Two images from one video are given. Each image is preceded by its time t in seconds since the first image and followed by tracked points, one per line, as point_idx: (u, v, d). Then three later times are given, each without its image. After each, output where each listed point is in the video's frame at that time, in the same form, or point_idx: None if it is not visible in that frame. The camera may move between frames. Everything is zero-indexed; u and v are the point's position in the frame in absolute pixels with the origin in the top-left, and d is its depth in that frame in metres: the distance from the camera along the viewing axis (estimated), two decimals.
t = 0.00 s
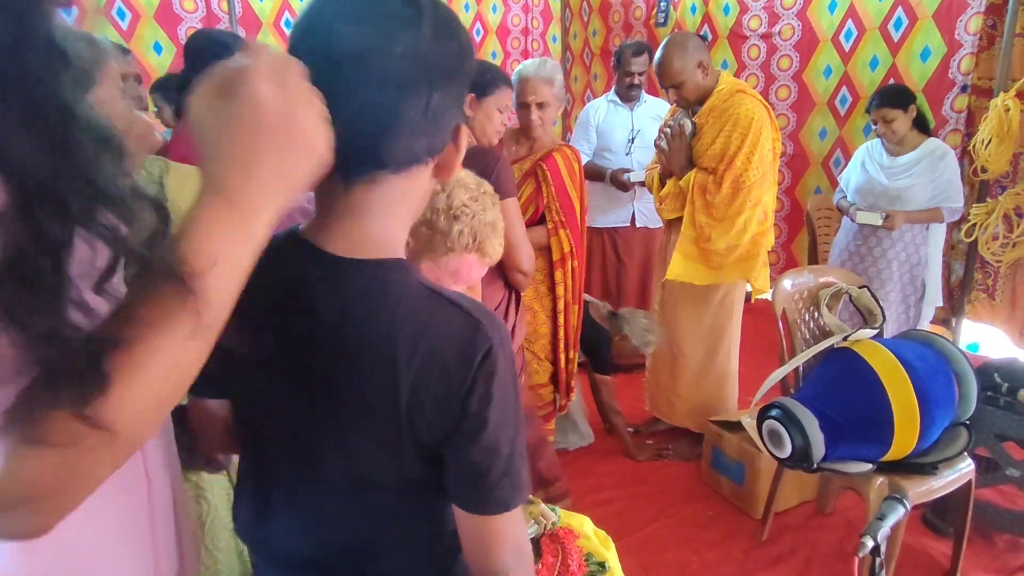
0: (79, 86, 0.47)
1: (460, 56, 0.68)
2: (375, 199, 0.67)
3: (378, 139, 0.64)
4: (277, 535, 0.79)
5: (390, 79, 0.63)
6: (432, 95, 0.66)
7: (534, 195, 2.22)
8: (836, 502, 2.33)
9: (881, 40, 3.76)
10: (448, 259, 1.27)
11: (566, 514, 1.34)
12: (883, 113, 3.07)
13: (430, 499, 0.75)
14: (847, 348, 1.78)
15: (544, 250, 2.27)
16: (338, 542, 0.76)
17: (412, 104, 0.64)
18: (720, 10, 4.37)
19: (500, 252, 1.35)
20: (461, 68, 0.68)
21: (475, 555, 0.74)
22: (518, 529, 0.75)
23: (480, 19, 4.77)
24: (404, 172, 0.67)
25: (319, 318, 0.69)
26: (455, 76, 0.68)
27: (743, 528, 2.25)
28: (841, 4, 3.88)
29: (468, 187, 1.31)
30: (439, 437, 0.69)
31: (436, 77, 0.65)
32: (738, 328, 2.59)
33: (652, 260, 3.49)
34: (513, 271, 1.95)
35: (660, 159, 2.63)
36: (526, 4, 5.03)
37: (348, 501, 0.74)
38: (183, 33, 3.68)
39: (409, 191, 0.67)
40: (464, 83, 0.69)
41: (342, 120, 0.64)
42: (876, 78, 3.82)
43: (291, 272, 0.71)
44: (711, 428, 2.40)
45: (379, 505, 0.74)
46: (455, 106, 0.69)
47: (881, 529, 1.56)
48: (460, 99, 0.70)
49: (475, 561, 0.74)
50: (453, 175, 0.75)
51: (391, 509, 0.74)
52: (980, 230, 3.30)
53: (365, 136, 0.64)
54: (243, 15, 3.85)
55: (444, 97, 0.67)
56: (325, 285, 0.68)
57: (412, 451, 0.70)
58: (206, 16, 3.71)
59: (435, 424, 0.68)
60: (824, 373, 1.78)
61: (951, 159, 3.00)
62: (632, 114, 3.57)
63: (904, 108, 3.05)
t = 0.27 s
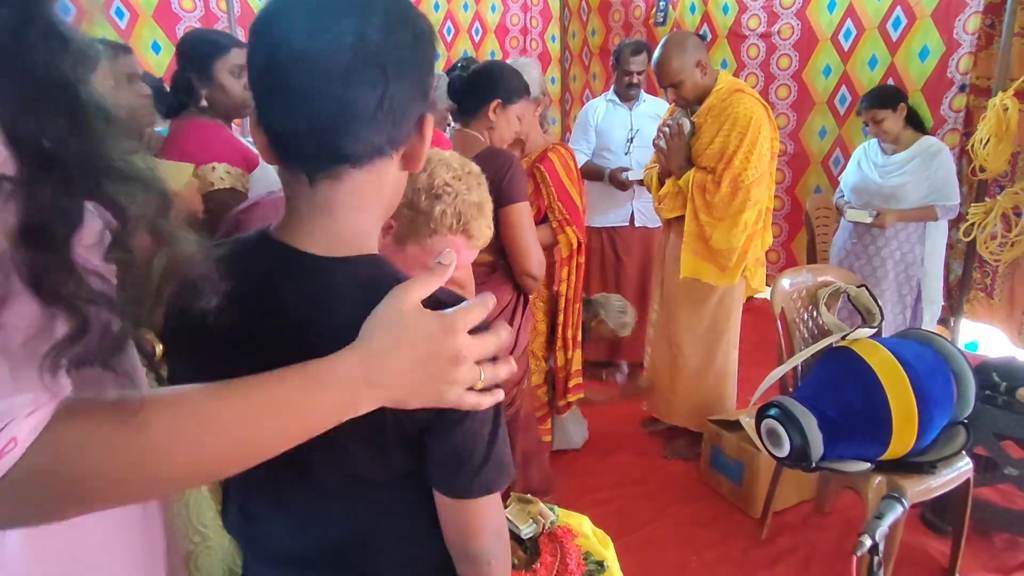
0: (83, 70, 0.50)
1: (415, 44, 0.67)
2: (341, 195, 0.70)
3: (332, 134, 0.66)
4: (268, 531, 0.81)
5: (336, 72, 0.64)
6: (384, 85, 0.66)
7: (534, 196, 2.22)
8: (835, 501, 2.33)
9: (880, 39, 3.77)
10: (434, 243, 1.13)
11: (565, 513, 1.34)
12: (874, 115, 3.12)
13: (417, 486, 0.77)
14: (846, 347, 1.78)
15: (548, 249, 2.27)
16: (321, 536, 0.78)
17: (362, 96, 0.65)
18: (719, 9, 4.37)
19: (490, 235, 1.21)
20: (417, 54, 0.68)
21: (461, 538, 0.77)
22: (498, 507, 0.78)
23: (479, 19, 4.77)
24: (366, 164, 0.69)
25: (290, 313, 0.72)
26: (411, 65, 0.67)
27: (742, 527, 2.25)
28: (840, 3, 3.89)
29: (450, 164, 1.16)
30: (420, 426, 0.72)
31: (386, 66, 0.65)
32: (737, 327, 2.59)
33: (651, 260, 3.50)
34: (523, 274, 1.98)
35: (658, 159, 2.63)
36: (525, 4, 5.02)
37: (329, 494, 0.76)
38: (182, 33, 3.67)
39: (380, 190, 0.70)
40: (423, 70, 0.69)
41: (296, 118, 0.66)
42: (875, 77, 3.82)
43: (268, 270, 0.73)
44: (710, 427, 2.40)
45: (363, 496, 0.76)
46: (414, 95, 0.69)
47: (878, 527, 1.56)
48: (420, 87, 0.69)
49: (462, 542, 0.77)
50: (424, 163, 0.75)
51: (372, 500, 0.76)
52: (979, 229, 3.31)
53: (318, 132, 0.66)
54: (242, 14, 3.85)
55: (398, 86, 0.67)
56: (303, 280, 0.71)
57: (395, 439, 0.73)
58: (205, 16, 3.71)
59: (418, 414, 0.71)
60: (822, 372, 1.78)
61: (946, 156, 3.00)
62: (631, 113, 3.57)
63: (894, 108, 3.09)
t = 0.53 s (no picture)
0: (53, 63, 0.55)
1: (399, 44, 0.67)
2: (324, 190, 0.70)
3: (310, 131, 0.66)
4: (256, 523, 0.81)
5: (316, 70, 0.64)
6: (365, 85, 0.66)
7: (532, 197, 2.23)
8: (834, 500, 2.33)
9: (879, 39, 3.77)
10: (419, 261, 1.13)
11: (564, 512, 1.34)
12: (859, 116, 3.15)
13: (405, 477, 0.77)
14: (844, 346, 1.78)
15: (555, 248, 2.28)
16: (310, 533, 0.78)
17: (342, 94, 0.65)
18: (719, 9, 4.37)
19: (475, 256, 1.21)
20: (401, 55, 0.68)
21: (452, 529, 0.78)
22: (492, 499, 0.79)
23: (478, 18, 4.77)
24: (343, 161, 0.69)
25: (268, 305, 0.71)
26: (393, 63, 0.67)
27: (740, 527, 2.25)
28: (840, 2, 3.89)
29: (442, 185, 1.15)
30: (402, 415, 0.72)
31: (367, 66, 0.65)
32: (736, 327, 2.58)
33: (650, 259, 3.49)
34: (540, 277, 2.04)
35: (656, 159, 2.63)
36: (524, 3, 5.02)
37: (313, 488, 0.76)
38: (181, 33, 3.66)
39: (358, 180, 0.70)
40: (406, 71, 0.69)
41: (275, 113, 0.66)
42: (874, 76, 3.82)
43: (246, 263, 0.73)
44: (709, 427, 2.40)
45: (351, 489, 0.76)
46: (395, 96, 0.69)
47: (877, 527, 1.56)
48: (403, 89, 0.69)
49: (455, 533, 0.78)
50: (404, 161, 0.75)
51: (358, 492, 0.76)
52: (978, 228, 3.32)
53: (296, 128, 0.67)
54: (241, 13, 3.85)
55: (379, 86, 0.67)
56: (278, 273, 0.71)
57: (377, 431, 0.73)
58: (204, 16, 3.71)
59: (397, 403, 0.71)
60: (821, 371, 1.78)
61: (932, 151, 3.01)
62: (630, 113, 3.57)
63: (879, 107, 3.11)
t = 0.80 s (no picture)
0: None
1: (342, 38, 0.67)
2: (277, 179, 0.70)
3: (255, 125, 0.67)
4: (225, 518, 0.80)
5: (257, 64, 0.64)
6: (307, 79, 0.66)
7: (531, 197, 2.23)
8: (833, 499, 2.33)
9: (878, 38, 3.77)
10: (432, 256, 1.13)
11: (563, 512, 1.34)
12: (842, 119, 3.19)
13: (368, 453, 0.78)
14: (842, 347, 1.78)
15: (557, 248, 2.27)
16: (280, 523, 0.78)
17: (285, 89, 0.65)
18: (718, 8, 4.37)
19: (480, 249, 1.22)
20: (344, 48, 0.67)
21: (421, 504, 0.78)
22: (458, 472, 0.79)
23: (477, 18, 4.77)
24: (290, 153, 0.69)
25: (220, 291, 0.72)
26: (335, 60, 0.67)
27: (739, 526, 2.26)
28: (839, 2, 3.89)
29: (447, 180, 1.15)
30: (357, 391, 0.73)
31: (309, 60, 0.65)
32: (735, 327, 2.58)
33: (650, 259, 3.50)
34: (554, 277, 2.07)
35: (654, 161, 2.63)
36: (524, 3, 5.00)
37: (279, 478, 0.76)
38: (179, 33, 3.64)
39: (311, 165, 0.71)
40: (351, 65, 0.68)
41: (221, 107, 0.67)
42: (873, 76, 3.83)
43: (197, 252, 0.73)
44: (708, 427, 2.41)
45: (316, 476, 0.76)
46: (340, 90, 0.68)
47: (875, 527, 1.57)
48: (349, 83, 0.69)
49: (424, 508, 0.78)
50: (357, 151, 0.75)
51: (320, 477, 0.76)
52: (977, 228, 3.33)
53: (243, 122, 0.67)
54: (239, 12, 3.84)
55: (322, 80, 0.66)
56: (225, 254, 0.71)
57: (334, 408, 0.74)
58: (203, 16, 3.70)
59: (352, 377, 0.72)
60: (819, 371, 1.78)
61: (913, 150, 3.05)
62: (630, 113, 3.57)
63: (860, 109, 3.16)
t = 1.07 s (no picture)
0: None
1: (237, 31, 0.70)
2: (193, 176, 0.73)
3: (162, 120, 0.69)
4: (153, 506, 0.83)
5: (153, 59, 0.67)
6: (205, 71, 0.68)
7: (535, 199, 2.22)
8: (833, 500, 2.33)
9: (877, 38, 3.77)
10: (428, 231, 1.06)
11: (562, 513, 1.34)
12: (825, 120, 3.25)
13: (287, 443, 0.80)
14: (842, 347, 1.78)
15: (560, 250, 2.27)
16: (204, 511, 0.79)
17: (184, 81, 0.68)
18: (718, 8, 4.38)
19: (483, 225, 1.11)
20: (243, 40, 0.70)
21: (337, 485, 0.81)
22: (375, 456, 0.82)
23: (475, 19, 4.77)
24: (200, 148, 0.71)
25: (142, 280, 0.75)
26: (213, 62, 0.68)
27: (739, 527, 2.26)
28: (839, 1, 3.89)
29: (446, 153, 1.08)
30: (277, 378, 0.75)
31: (205, 52, 0.68)
32: (735, 327, 2.58)
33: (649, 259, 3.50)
34: (564, 277, 2.08)
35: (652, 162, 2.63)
36: (523, 3, 4.99)
37: (201, 467, 0.78)
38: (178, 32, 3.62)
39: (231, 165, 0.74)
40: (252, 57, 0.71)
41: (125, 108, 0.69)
42: (872, 76, 3.83)
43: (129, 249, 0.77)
44: (708, 427, 2.41)
45: (238, 463, 0.78)
46: (243, 81, 0.71)
47: (875, 527, 1.57)
48: (252, 74, 0.71)
49: (341, 489, 0.81)
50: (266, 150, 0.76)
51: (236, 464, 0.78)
52: (976, 228, 3.34)
53: (147, 119, 0.69)
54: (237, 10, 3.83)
55: (219, 70, 0.69)
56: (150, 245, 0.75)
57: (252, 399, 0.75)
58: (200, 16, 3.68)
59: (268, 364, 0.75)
60: (818, 372, 1.79)
61: (897, 149, 3.11)
62: (630, 113, 3.57)
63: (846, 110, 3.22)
